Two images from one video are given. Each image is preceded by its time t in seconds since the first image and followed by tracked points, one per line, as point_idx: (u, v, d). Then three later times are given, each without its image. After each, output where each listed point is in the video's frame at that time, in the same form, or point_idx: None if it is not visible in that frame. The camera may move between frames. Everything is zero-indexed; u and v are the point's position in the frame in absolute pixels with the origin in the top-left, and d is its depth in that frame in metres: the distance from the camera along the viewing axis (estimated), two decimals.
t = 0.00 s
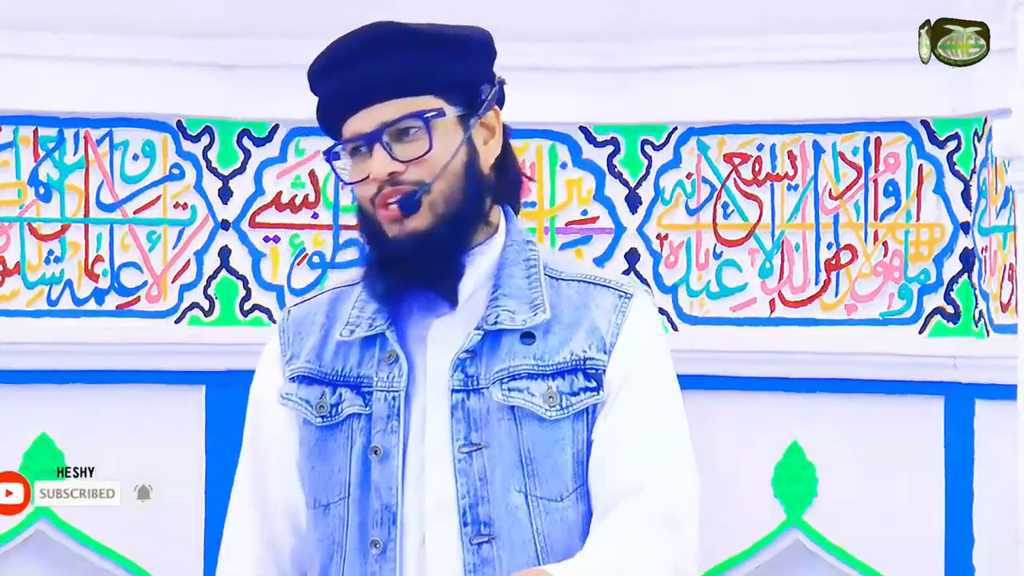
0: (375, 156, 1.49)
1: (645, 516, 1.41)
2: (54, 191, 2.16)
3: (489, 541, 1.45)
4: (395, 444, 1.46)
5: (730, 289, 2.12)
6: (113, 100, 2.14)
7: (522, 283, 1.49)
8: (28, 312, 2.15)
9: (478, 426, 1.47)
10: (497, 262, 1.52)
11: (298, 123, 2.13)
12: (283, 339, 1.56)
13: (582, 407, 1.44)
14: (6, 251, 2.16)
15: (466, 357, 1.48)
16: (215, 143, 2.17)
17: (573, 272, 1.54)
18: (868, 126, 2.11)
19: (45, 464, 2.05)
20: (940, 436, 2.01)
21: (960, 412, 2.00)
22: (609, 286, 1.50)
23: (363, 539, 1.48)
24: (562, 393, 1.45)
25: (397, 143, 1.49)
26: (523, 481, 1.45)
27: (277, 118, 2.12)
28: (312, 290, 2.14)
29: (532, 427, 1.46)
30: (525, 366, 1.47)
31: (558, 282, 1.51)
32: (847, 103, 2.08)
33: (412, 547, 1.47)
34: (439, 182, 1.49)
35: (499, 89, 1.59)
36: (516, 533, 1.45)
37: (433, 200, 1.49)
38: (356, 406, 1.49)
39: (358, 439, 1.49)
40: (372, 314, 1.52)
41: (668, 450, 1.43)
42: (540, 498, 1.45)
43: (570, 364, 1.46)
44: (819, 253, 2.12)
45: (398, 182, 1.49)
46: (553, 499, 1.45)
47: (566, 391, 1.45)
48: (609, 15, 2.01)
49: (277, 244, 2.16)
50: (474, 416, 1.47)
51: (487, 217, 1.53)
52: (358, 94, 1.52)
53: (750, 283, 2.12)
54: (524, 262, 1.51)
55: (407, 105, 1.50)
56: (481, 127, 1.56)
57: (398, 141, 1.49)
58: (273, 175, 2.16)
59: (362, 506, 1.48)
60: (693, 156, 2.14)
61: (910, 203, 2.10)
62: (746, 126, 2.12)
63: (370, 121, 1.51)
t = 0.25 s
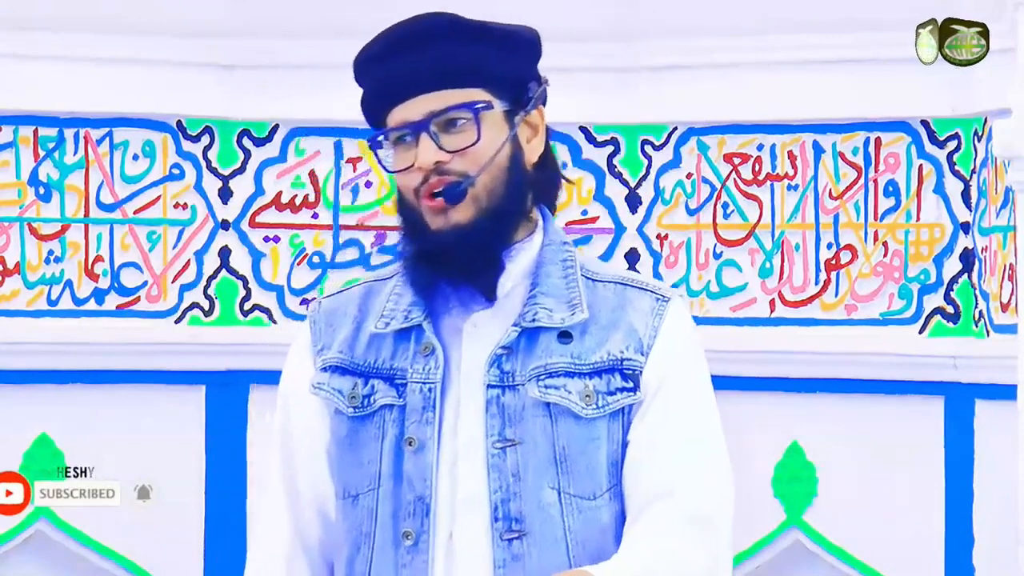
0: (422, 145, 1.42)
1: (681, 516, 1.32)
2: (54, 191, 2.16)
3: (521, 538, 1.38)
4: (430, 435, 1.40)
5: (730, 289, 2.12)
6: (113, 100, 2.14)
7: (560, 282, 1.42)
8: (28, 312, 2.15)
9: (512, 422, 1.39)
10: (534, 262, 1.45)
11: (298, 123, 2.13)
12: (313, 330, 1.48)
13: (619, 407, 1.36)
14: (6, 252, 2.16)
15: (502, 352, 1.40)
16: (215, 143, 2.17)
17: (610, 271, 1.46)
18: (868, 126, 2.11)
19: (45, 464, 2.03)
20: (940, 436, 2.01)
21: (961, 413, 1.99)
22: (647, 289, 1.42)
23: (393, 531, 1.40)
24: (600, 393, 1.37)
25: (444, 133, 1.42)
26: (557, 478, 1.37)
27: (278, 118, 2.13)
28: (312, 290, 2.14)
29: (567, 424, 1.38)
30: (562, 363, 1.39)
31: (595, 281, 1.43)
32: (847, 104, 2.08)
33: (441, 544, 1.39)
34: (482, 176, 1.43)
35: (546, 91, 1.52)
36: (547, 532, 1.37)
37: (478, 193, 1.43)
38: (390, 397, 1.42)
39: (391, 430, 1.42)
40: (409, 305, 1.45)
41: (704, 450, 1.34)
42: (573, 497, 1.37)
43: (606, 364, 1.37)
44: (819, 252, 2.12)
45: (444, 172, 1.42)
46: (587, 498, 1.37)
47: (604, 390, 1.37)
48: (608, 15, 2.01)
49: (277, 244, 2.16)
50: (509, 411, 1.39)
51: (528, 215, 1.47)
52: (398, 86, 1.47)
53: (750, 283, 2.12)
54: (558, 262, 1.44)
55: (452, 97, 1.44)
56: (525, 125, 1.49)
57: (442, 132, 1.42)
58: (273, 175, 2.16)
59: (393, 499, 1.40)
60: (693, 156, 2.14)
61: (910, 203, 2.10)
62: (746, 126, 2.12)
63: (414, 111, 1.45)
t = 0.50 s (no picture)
0: (469, 136, 1.33)
1: (728, 518, 1.23)
2: (54, 191, 2.16)
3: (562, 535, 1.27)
4: (472, 429, 1.29)
5: (730, 289, 2.12)
6: (113, 100, 2.14)
7: (603, 279, 1.32)
8: (28, 312, 2.15)
9: (556, 418, 1.29)
10: (578, 260, 1.35)
11: (298, 123, 2.14)
12: (353, 321, 1.38)
13: (663, 405, 1.26)
14: (6, 252, 2.16)
15: (545, 347, 1.30)
16: (215, 143, 2.17)
17: (656, 269, 1.36)
18: (868, 126, 2.11)
19: (45, 464, 2.04)
20: (940, 436, 2.01)
21: (960, 412, 2.00)
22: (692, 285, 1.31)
23: (430, 524, 1.30)
24: (644, 390, 1.26)
25: (492, 125, 1.34)
26: (600, 476, 1.27)
27: (278, 118, 2.13)
28: (312, 290, 2.15)
29: (611, 423, 1.28)
30: (606, 360, 1.29)
31: (639, 279, 1.34)
32: (847, 104, 2.08)
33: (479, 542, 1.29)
34: (531, 169, 1.34)
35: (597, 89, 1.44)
36: (591, 531, 1.27)
37: (525, 186, 1.34)
38: (429, 389, 1.32)
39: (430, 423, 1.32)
40: (454, 295, 1.35)
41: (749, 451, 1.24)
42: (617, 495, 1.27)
43: (650, 362, 1.27)
44: (819, 252, 2.12)
45: (492, 164, 1.33)
46: (631, 496, 1.26)
47: (648, 388, 1.26)
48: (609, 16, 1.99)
49: (277, 244, 2.16)
50: (553, 407, 1.29)
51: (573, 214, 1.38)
52: (441, 82, 1.39)
53: (750, 283, 2.12)
54: (602, 257, 1.34)
55: (500, 91, 1.36)
56: (574, 124, 1.41)
57: (490, 122, 1.34)
58: (273, 176, 2.16)
59: (431, 494, 1.30)
60: (693, 156, 2.14)
61: (910, 203, 2.10)
62: (746, 126, 2.12)
63: (462, 103, 1.37)
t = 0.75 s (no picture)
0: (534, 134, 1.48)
1: (758, 534, 1.36)
2: (53, 191, 2.16)
3: (597, 540, 1.40)
4: (512, 431, 1.43)
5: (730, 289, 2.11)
6: (113, 100, 2.13)
7: (650, 288, 1.46)
8: (28, 312, 2.15)
9: (597, 424, 1.42)
10: (624, 271, 1.49)
11: (298, 123, 2.13)
12: (400, 321, 1.51)
13: (705, 417, 1.38)
14: (6, 252, 2.16)
15: (589, 354, 1.44)
16: (215, 143, 2.17)
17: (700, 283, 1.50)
18: (868, 126, 2.11)
19: (44, 464, 2.05)
20: (940, 436, 2.01)
21: (961, 412, 2.00)
22: (738, 299, 1.45)
23: (468, 526, 1.43)
24: (686, 401, 1.39)
25: (558, 126, 1.48)
26: (638, 484, 1.40)
27: (278, 118, 2.12)
28: (312, 290, 2.15)
29: (652, 431, 1.41)
30: (650, 369, 1.42)
31: (686, 291, 1.48)
32: (847, 104, 2.08)
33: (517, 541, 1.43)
34: (591, 174, 1.47)
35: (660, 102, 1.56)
36: (626, 536, 1.40)
37: (586, 187, 1.47)
38: (472, 390, 1.45)
39: (471, 422, 1.45)
40: (497, 301, 1.49)
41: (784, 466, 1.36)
42: (653, 503, 1.40)
43: (695, 373, 1.40)
44: (819, 252, 2.12)
45: (553, 164, 1.48)
46: (667, 506, 1.39)
47: (690, 399, 1.39)
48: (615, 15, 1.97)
49: (277, 244, 2.16)
50: (594, 413, 1.43)
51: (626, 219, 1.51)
52: (512, 73, 1.53)
53: (750, 283, 2.12)
54: (651, 269, 1.48)
55: (566, 92, 1.48)
56: (636, 136, 1.53)
57: (558, 124, 1.47)
58: (273, 175, 2.16)
59: (472, 494, 1.44)
60: (693, 156, 2.13)
61: (910, 203, 2.10)
62: (746, 126, 2.12)
63: (530, 99, 1.50)
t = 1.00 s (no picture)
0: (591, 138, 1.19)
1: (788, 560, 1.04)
2: (54, 191, 2.16)
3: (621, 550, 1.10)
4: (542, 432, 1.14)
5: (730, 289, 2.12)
6: (112, 100, 2.13)
7: (680, 297, 1.17)
8: (28, 312, 2.14)
9: (623, 430, 1.13)
10: (657, 277, 1.21)
11: (298, 123, 2.13)
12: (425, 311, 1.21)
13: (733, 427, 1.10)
14: (6, 252, 2.15)
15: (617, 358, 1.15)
16: (215, 143, 2.16)
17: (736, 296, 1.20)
18: (868, 126, 2.10)
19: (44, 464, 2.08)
20: (940, 436, 2.01)
21: (960, 412, 2.00)
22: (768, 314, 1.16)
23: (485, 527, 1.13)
24: (716, 411, 1.11)
25: (617, 131, 1.19)
26: (663, 493, 1.11)
27: (278, 118, 2.12)
28: (312, 290, 2.15)
29: (681, 441, 1.12)
30: (681, 379, 1.13)
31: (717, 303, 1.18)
32: (847, 103, 2.08)
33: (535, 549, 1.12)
34: (650, 186, 1.21)
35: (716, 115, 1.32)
36: (652, 551, 1.10)
37: (641, 201, 1.21)
38: (500, 387, 1.16)
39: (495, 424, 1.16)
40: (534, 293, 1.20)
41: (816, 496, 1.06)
42: (679, 514, 1.10)
43: (724, 384, 1.12)
44: (820, 252, 2.12)
45: (610, 170, 1.19)
46: (692, 514, 1.10)
47: (720, 410, 1.11)
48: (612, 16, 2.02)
49: (277, 244, 2.16)
50: (622, 420, 1.13)
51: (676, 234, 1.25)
52: (561, 79, 1.23)
53: (750, 283, 2.12)
54: (682, 278, 1.20)
55: (624, 99, 1.20)
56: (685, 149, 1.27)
57: (616, 129, 1.19)
58: (272, 175, 2.16)
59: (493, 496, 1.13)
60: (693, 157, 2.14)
61: (910, 203, 2.10)
62: (747, 126, 2.12)
63: (590, 103, 1.21)
